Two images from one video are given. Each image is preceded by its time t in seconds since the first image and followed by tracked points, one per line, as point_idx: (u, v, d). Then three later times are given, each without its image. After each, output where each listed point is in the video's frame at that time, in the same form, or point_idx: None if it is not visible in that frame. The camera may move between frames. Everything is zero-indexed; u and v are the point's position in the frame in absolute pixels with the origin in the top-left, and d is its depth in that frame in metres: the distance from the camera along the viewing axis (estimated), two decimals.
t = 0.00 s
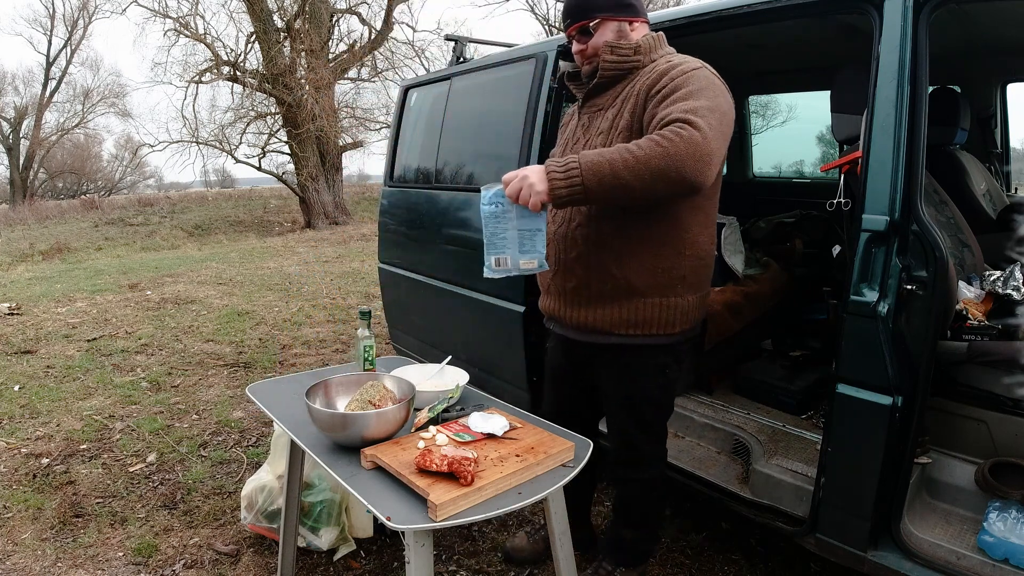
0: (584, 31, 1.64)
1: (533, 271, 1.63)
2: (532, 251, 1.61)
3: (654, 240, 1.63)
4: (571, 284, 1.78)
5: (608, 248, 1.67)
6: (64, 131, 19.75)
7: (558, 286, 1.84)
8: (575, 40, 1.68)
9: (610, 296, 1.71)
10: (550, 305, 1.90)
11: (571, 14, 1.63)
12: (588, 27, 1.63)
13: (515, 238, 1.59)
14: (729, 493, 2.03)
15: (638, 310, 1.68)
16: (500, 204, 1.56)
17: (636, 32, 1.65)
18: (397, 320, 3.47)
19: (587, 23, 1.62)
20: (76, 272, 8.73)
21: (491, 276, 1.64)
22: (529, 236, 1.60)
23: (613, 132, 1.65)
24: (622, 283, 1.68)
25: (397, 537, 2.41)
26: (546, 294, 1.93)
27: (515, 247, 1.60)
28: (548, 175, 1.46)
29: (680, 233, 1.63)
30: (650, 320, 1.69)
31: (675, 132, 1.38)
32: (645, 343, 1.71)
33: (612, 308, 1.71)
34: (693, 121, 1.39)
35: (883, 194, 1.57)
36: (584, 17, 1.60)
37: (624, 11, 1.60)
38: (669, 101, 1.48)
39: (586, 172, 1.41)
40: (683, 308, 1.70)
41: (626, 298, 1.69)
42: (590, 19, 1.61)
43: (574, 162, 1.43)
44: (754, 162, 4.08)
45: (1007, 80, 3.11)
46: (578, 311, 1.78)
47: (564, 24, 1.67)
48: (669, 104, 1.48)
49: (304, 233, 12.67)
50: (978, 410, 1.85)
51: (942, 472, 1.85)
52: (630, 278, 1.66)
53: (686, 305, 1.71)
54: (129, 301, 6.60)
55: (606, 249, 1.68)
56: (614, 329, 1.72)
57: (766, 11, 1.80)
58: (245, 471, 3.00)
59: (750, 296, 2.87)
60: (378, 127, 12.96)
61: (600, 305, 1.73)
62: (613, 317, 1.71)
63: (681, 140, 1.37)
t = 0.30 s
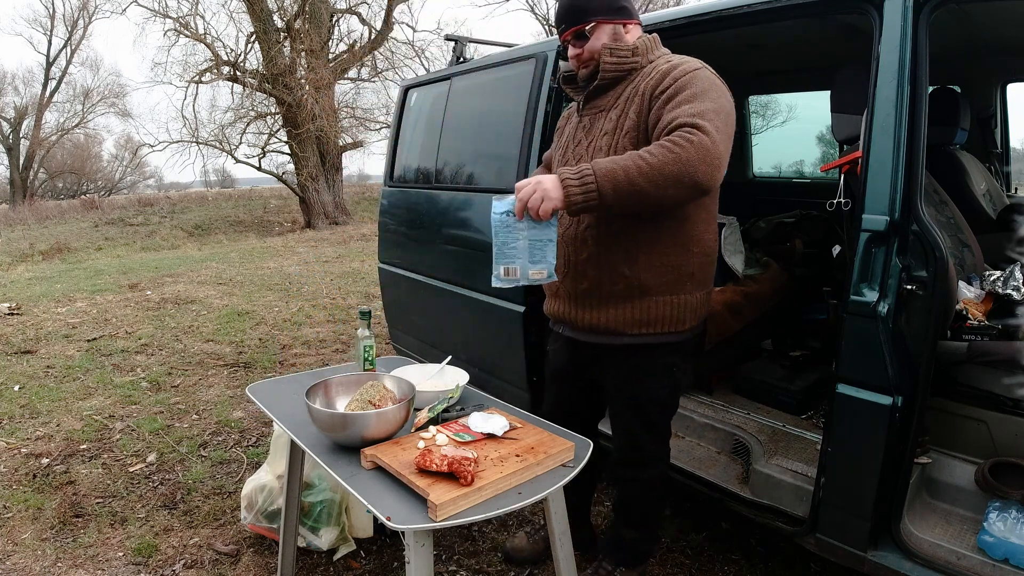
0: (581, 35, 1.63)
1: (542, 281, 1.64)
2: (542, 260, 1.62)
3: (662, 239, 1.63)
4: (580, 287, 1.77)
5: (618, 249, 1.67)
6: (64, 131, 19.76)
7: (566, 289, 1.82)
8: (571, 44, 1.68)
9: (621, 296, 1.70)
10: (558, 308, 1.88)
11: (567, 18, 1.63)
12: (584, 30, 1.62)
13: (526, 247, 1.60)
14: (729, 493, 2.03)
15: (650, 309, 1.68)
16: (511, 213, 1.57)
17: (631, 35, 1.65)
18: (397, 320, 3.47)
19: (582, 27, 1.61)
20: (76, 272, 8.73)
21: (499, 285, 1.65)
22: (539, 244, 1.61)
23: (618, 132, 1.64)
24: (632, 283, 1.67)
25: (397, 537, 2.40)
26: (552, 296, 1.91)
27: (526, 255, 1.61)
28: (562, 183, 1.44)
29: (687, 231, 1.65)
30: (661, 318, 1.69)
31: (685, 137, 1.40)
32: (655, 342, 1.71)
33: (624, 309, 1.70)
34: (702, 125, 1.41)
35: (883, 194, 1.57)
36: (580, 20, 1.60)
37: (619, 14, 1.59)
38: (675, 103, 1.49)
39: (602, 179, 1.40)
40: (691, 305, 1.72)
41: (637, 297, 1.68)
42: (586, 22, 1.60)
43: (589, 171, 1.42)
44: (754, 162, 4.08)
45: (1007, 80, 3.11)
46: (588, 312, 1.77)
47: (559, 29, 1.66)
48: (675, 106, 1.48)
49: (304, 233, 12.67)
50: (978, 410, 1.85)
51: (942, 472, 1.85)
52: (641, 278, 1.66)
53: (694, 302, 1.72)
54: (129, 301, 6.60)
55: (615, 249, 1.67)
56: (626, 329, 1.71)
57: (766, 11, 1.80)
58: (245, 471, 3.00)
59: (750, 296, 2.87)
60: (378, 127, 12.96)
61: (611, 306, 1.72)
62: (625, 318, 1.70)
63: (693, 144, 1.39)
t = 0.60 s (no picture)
0: (579, 36, 1.63)
1: (547, 282, 1.67)
2: (549, 262, 1.65)
3: (666, 237, 1.64)
4: (583, 287, 1.76)
5: (622, 249, 1.66)
6: (64, 131, 19.77)
7: (570, 290, 1.81)
8: (569, 46, 1.67)
9: (626, 296, 1.69)
10: (562, 309, 1.87)
11: (565, 19, 1.62)
12: (582, 32, 1.62)
13: (534, 251, 1.61)
14: (729, 493, 2.03)
15: (656, 308, 1.68)
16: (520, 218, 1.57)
17: (627, 36, 1.65)
18: (397, 320, 3.47)
19: (581, 28, 1.61)
20: (76, 272, 8.73)
21: (506, 290, 1.61)
22: (546, 247, 1.63)
23: (621, 133, 1.64)
24: (638, 283, 1.67)
25: (397, 537, 2.40)
26: (555, 298, 1.90)
27: (534, 258, 1.62)
28: (572, 191, 1.44)
29: (690, 229, 1.65)
30: (667, 317, 1.69)
31: (690, 139, 1.40)
32: (661, 340, 1.71)
33: (630, 308, 1.70)
34: (706, 126, 1.41)
35: (883, 194, 1.57)
36: (579, 22, 1.60)
37: (616, 15, 1.59)
38: (677, 103, 1.49)
39: (611, 187, 1.41)
40: (696, 303, 1.72)
41: (643, 297, 1.68)
42: (584, 23, 1.60)
43: (598, 178, 1.42)
44: (754, 162, 4.08)
45: (1007, 80, 3.11)
46: (593, 313, 1.76)
47: (556, 30, 1.66)
48: (677, 107, 1.49)
49: (304, 233, 12.67)
50: (978, 410, 1.85)
51: (942, 472, 1.85)
52: (646, 277, 1.66)
53: (698, 300, 1.73)
54: (129, 301, 6.60)
55: (619, 249, 1.67)
56: (633, 328, 1.70)
57: (766, 11, 1.80)
58: (244, 471, 3.00)
59: (750, 296, 2.87)
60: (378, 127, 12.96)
61: (616, 306, 1.71)
62: (631, 318, 1.70)
63: (699, 146, 1.39)
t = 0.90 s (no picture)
0: (579, 36, 1.62)
1: (549, 291, 1.64)
2: (551, 271, 1.63)
3: (669, 237, 1.64)
4: (586, 288, 1.76)
5: (625, 249, 1.66)
6: (64, 131, 19.77)
7: (572, 291, 1.80)
8: (568, 47, 1.66)
9: (630, 297, 1.69)
10: (564, 311, 1.86)
11: (564, 19, 1.62)
12: (582, 32, 1.61)
13: (538, 258, 1.59)
14: (729, 493, 2.03)
15: (659, 308, 1.68)
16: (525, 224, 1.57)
17: (626, 37, 1.65)
18: (397, 320, 3.47)
19: (581, 28, 1.60)
20: (76, 272, 8.73)
21: (508, 295, 1.59)
22: (550, 255, 1.62)
23: (622, 133, 1.64)
24: (641, 283, 1.67)
25: (398, 537, 2.40)
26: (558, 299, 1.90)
27: (538, 266, 1.60)
28: (576, 195, 1.44)
29: (691, 229, 1.66)
30: (670, 317, 1.69)
31: (692, 139, 1.40)
32: (665, 340, 1.71)
33: (633, 309, 1.69)
34: (707, 126, 1.42)
35: (883, 194, 1.57)
36: (579, 22, 1.59)
37: (616, 15, 1.60)
38: (678, 103, 1.50)
39: (616, 190, 1.41)
40: (698, 302, 1.73)
41: (646, 297, 1.68)
42: (584, 24, 1.60)
43: (602, 182, 1.42)
44: (754, 162, 4.08)
45: (1007, 80, 3.11)
46: (596, 314, 1.76)
47: (556, 30, 1.65)
48: (678, 107, 1.49)
49: (304, 233, 12.66)
50: (978, 410, 1.85)
51: (942, 472, 1.85)
52: (649, 277, 1.66)
53: (700, 299, 1.73)
54: (129, 301, 6.60)
55: (621, 250, 1.67)
56: (637, 328, 1.70)
57: (766, 11, 1.80)
58: (244, 471, 3.00)
59: (750, 296, 2.87)
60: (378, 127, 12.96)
61: (620, 307, 1.71)
62: (635, 318, 1.69)
63: (702, 146, 1.40)
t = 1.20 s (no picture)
0: (579, 36, 1.62)
1: (550, 290, 1.61)
2: (554, 270, 1.59)
3: (672, 236, 1.64)
4: (589, 288, 1.75)
5: (628, 248, 1.66)
6: (64, 131, 19.78)
7: (575, 291, 1.80)
8: (568, 46, 1.65)
9: (633, 296, 1.69)
10: (566, 312, 1.86)
11: (564, 19, 1.61)
12: (583, 31, 1.61)
13: (541, 256, 1.56)
14: (729, 493, 2.03)
15: (663, 308, 1.68)
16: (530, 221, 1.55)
17: (627, 37, 1.65)
18: (397, 320, 3.48)
19: (582, 28, 1.60)
20: (76, 272, 8.73)
21: (509, 290, 1.58)
22: (553, 255, 1.58)
23: (624, 132, 1.64)
24: (645, 283, 1.67)
25: (397, 537, 2.40)
26: (560, 299, 1.89)
27: (541, 265, 1.57)
28: (580, 193, 1.45)
29: (694, 228, 1.66)
30: (674, 316, 1.69)
31: (695, 138, 1.42)
32: (668, 339, 1.71)
33: (638, 308, 1.69)
34: (710, 124, 1.43)
35: (883, 194, 1.57)
36: (580, 22, 1.59)
37: (616, 15, 1.60)
38: (680, 102, 1.50)
39: (619, 190, 1.42)
40: (701, 301, 1.73)
41: (650, 297, 1.68)
42: (585, 24, 1.59)
43: (605, 182, 1.44)
44: (754, 161, 4.08)
45: (1007, 80, 3.11)
46: (599, 314, 1.75)
47: (555, 30, 1.64)
48: (681, 106, 1.50)
49: (304, 233, 12.66)
50: (978, 410, 1.85)
51: (942, 472, 1.85)
52: (653, 276, 1.66)
53: (704, 298, 1.74)
54: (129, 301, 6.60)
55: (624, 249, 1.66)
56: (641, 328, 1.70)
57: (766, 11, 1.80)
58: (244, 471, 3.00)
59: (750, 296, 2.87)
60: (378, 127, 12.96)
61: (624, 306, 1.70)
62: (638, 317, 1.69)
63: (705, 145, 1.41)
